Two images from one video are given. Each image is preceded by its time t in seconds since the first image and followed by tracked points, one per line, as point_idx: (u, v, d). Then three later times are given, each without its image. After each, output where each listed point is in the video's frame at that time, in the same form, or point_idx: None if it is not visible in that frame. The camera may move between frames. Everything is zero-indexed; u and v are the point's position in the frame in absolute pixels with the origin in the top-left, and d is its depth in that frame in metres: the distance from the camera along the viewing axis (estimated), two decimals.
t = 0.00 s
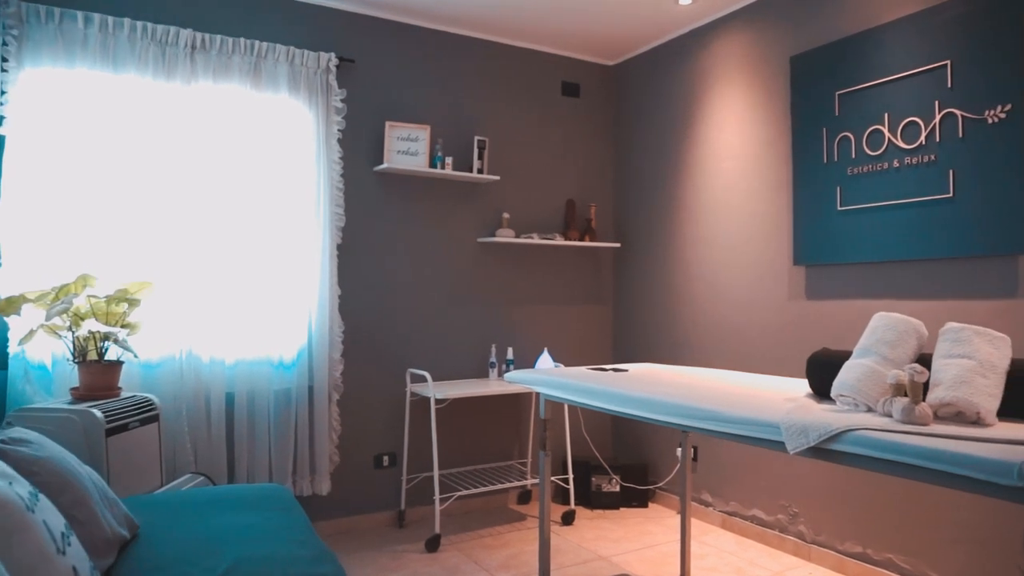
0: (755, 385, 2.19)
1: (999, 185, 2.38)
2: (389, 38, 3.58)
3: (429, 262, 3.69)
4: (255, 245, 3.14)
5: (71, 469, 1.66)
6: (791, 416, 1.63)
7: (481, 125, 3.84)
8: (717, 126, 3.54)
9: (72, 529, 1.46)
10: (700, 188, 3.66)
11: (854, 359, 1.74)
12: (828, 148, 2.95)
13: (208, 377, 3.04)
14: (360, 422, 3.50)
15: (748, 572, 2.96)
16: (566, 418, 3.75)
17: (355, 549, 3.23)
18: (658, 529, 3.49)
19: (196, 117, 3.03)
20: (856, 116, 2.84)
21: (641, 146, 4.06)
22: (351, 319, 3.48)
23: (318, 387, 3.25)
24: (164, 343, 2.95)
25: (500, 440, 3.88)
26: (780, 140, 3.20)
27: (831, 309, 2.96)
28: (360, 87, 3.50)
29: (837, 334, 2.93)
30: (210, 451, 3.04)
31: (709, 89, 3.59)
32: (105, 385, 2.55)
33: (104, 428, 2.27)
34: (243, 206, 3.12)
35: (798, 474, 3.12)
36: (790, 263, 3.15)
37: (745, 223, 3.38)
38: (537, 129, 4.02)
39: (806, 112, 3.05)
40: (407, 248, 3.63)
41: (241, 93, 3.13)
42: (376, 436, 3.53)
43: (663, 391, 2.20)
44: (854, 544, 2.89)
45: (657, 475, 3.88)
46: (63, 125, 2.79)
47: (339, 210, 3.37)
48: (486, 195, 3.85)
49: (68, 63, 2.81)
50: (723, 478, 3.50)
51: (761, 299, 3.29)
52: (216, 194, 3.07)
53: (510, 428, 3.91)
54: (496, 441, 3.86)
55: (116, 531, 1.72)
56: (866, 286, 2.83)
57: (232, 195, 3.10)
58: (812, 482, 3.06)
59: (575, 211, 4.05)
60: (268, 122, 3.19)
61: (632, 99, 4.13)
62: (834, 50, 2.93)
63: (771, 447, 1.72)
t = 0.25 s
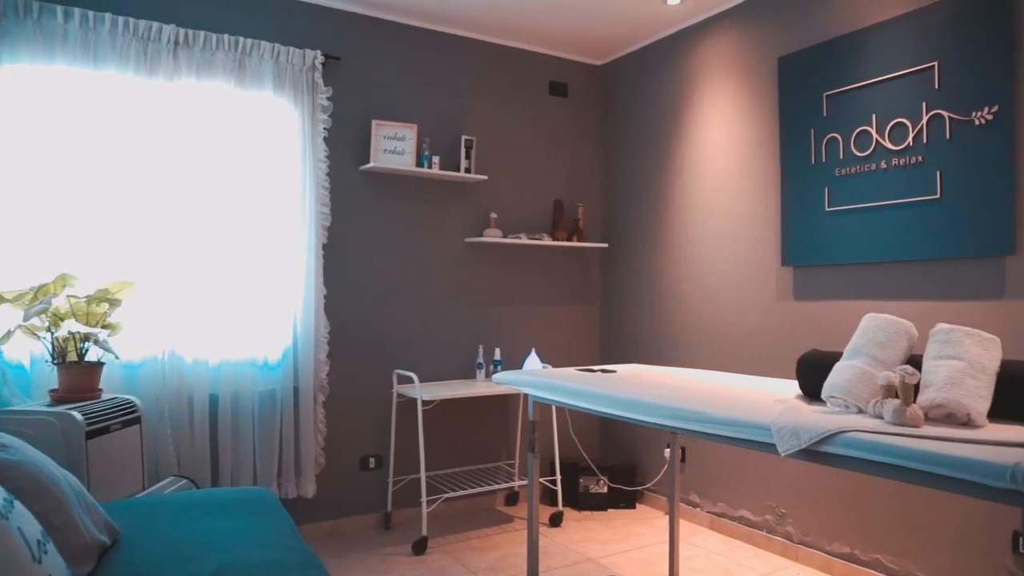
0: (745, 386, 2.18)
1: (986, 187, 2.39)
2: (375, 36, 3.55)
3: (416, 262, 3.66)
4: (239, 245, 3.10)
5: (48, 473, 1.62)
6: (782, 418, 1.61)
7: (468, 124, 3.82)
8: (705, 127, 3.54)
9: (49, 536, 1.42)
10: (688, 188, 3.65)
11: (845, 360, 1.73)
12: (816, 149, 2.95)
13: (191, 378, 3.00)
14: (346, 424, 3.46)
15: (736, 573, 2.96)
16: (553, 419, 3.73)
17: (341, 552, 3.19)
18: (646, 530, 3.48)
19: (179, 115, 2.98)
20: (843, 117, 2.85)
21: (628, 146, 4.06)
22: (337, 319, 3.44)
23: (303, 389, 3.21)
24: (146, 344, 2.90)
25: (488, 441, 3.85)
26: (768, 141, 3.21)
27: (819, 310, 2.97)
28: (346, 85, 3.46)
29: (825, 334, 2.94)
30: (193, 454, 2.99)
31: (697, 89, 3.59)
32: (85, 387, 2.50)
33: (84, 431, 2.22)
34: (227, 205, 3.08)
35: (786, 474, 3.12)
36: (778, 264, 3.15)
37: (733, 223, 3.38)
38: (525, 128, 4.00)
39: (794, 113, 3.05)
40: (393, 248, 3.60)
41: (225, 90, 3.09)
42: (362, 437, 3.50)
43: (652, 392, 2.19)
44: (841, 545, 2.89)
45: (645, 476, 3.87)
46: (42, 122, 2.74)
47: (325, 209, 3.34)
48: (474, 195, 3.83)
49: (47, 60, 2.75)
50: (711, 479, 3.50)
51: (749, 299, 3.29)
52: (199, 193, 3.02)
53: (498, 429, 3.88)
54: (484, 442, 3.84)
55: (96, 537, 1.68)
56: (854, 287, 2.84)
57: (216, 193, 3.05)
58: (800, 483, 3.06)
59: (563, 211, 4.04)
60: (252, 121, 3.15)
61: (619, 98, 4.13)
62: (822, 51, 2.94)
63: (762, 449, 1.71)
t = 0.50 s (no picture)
0: (733, 388, 2.17)
1: (973, 188, 2.40)
2: (362, 33, 3.51)
3: (403, 262, 3.63)
4: (223, 245, 3.06)
5: (25, 478, 1.57)
6: (773, 419, 1.60)
7: (456, 123, 3.79)
8: (693, 127, 3.54)
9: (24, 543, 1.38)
10: (676, 189, 3.65)
11: (835, 361, 1.73)
12: (803, 149, 2.95)
13: (174, 379, 2.95)
14: (332, 425, 3.42)
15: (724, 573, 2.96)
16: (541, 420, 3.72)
17: (327, 555, 3.16)
18: (634, 532, 3.47)
19: (161, 113, 2.93)
20: (831, 118, 2.85)
21: (616, 146, 4.05)
22: (323, 320, 3.41)
23: (288, 390, 3.17)
24: (127, 345, 2.85)
25: (475, 442, 3.83)
26: (756, 141, 3.21)
27: (806, 310, 2.97)
28: (332, 83, 3.43)
29: (813, 335, 2.94)
30: (176, 456, 2.94)
31: (686, 89, 3.59)
32: (64, 389, 2.45)
33: (64, 434, 2.17)
34: (211, 205, 3.04)
35: (773, 475, 3.13)
36: (766, 264, 3.15)
37: (721, 223, 3.38)
38: (512, 127, 3.98)
39: (782, 114, 3.05)
40: (380, 247, 3.57)
41: (208, 87, 3.04)
42: (348, 439, 3.46)
43: (641, 393, 2.18)
44: (829, 545, 2.90)
45: (633, 477, 3.87)
46: (20, 118, 2.68)
47: (311, 208, 3.30)
48: (461, 194, 3.80)
49: (26, 55, 2.69)
50: (699, 480, 3.50)
51: (737, 300, 3.29)
52: (182, 191, 2.97)
53: (485, 430, 3.86)
54: (471, 443, 3.82)
55: (75, 543, 1.64)
56: (841, 288, 2.84)
57: (199, 192, 3.01)
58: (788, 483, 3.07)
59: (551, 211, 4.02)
60: (236, 119, 3.10)
61: (607, 98, 4.11)
62: (810, 52, 2.94)
63: (752, 450, 1.70)
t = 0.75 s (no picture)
0: (723, 389, 2.16)
1: (960, 189, 2.41)
2: (348, 30, 3.48)
3: (390, 262, 3.60)
4: (207, 244, 3.01)
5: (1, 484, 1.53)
6: (764, 422, 1.59)
7: (443, 122, 3.76)
8: (681, 127, 3.53)
9: None
10: (664, 189, 3.64)
11: (826, 362, 1.72)
12: (791, 150, 2.95)
13: (156, 381, 2.90)
14: (318, 427, 3.38)
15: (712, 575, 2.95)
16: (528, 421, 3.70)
17: (312, 558, 3.12)
18: (622, 533, 3.46)
19: (144, 110, 2.88)
20: (819, 119, 2.86)
21: (604, 146, 4.04)
22: (309, 320, 3.37)
23: (273, 391, 3.13)
24: (107, 345, 2.80)
25: (462, 443, 3.80)
26: (744, 141, 3.21)
27: (794, 311, 2.97)
28: (318, 81, 3.39)
29: (801, 336, 2.94)
30: (158, 459, 2.89)
31: (674, 89, 3.58)
32: (43, 391, 2.40)
33: (42, 437, 2.12)
34: (194, 204, 2.99)
35: (761, 476, 3.13)
36: (754, 265, 3.15)
37: (709, 224, 3.38)
38: (500, 127, 3.95)
39: (770, 114, 3.05)
40: (367, 247, 3.53)
41: (191, 84, 2.99)
42: (334, 441, 3.43)
43: (629, 395, 2.16)
44: (816, 546, 2.90)
45: (620, 478, 3.86)
46: None
47: (296, 207, 3.26)
48: (448, 194, 3.77)
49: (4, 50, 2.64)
50: (687, 481, 3.49)
51: (724, 300, 3.29)
52: (164, 189, 2.92)
53: (472, 431, 3.83)
54: (458, 445, 3.79)
55: (52, 550, 1.59)
56: (829, 289, 2.85)
57: (182, 190, 2.96)
58: (776, 484, 3.07)
59: (538, 211, 4.01)
60: (220, 117, 3.06)
61: (595, 98, 4.10)
62: (798, 52, 2.94)
63: (743, 452, 1.68)
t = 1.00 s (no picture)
0: (712, 390, 2.15)
1: (947, 191, 2.42)
2: (334, 28, 3.44)
3: (376, 262, 3.56)
4: (190, 244, 2.96)
5: None
6: (755, 424, 1.58)
7: (430, 121, 3.73)
8: (669, 127, 3.53)
9: None
10: (651, 189, 3.63)
11: (817, 363, 1.71)
12: (779, 151, 2.95)
13: (138, 383, 2.85)
14: (303, 429, 3.34)
15: None
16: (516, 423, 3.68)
17: (297, 562, 3.08)
18: (610, 534, 3.45)
19: (125, 108, 2.83)
20: (807, 119, 2.86)
21: (592, 146, 4.02)
22: (294, 321, 3.33)
23: (257, 393, 3.09)
24: (86, 347, 2.74)
25: (449, 445, 3.77)
26: (733, 142, 3.20)
27: (782, 312, 2.97)
28: (303, 78, 3.35)
29: (789, 337, 2.94)
30: (140, 462, 2.84)
31: (662, 90, 3.57)
32: (21, 394, 2.34)
33: (19, 440, 2.06)
34: (177, 203, 2.94)
35: (749, 477, 3.12)
36: (742, 265, 3.15)
37: (697, 224, 3.37)
38: (487, 126, 3.93)
39: (758, 115, 3.05)
40: (353, 247, 3.49)
41: (174, 81, 2.95)
42: (320, 443, 3.39)
43: (618, 396, 2.15)
44: (804, 546, 2.90)
45: (608, 479, 3.84)
46: None
47: (281, 206, 3.22)
48: (435, 193, 3.74)
49: None
50: (675, 482, 3.48)
51: (712, 301, 3.29)
52: (146, 187, 2.87)
53: (459, 433, 3.81)
54: (445, 446, 3.76)
55: (28, 557, 1.55)
56: (817, 290, 2.85)
57: (164, 188, 2.91)
58: (763, 485, 3.06)
59: (526, 211, 3.99)
60: (204, 114, 3.01)
61: (583, 98, 4.09)
62: (786, 53, 2.94)
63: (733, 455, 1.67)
